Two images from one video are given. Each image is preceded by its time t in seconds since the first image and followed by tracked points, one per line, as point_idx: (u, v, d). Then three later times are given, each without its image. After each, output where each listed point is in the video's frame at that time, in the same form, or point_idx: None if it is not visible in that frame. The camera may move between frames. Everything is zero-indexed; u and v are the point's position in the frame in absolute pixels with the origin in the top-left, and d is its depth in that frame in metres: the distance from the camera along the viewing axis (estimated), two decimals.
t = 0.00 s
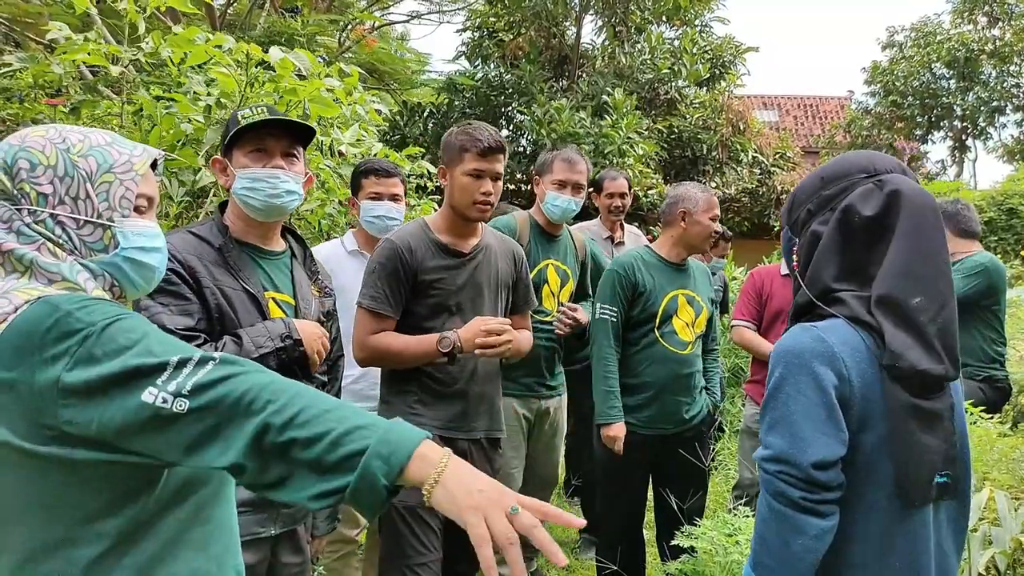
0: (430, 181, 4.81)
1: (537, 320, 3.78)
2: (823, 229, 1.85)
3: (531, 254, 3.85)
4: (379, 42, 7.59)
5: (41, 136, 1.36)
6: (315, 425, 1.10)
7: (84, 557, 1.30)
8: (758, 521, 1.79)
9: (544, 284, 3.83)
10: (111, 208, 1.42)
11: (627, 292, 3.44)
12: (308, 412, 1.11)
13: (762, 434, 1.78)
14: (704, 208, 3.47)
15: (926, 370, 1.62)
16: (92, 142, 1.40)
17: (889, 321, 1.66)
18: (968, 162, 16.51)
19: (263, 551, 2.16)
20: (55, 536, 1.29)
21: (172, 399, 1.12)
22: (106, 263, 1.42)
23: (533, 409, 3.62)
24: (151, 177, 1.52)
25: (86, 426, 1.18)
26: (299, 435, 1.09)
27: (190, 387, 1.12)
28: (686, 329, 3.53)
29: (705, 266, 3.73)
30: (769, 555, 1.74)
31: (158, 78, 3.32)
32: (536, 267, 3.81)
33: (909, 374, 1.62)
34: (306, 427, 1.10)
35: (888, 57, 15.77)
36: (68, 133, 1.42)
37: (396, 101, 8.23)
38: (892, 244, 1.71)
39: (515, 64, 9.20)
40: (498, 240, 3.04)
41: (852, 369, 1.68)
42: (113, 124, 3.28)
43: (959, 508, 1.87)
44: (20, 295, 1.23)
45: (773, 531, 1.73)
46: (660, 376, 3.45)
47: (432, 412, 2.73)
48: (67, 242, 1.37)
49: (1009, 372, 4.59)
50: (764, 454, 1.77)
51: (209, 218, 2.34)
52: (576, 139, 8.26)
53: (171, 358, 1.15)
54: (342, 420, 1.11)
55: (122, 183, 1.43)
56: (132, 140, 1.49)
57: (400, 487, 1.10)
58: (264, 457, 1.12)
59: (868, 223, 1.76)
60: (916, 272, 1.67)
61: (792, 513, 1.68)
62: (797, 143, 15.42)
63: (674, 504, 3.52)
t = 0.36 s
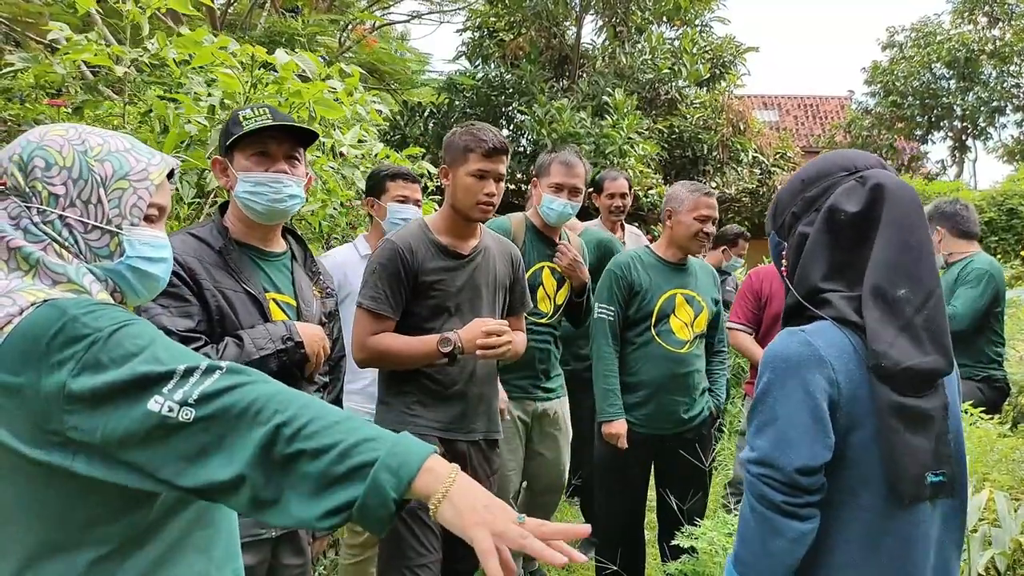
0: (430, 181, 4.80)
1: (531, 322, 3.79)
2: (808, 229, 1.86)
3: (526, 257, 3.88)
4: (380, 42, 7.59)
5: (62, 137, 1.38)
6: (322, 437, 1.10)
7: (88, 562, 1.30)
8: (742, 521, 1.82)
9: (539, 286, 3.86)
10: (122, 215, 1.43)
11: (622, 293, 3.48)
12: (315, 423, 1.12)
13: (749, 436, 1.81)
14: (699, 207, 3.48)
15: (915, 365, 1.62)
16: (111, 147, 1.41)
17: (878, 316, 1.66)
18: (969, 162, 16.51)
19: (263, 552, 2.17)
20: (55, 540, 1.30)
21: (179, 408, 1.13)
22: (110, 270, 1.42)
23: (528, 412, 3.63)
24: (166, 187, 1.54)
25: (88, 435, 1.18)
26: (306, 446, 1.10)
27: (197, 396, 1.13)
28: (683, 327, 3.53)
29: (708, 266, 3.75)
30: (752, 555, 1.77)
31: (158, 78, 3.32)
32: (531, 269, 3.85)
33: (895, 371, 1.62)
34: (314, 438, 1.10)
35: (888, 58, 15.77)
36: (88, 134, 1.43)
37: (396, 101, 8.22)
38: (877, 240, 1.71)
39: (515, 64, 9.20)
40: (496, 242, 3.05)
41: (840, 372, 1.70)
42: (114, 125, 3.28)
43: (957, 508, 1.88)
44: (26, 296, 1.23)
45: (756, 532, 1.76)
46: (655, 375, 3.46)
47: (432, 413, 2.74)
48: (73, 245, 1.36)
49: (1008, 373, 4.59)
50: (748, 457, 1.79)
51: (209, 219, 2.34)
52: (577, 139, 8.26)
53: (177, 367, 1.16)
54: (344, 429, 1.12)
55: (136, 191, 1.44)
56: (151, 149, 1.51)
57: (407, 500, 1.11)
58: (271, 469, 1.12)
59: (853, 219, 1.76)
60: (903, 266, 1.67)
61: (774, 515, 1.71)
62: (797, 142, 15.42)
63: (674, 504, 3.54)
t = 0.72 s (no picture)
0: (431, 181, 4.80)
1: (531, 322, 3.80)
2: (849, 231, 1.78)
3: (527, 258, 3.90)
4: (380, 42, 7.59)
5: (61, 135, 1.38)
6: (302, 499, 1.04)
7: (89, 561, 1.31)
8: (767, 525, 1.76)
9: (539, 287, 3.89)
10: (120, 214, 1.43)
11: (619, 291, 3.52)
12: (296, 483, 1.06)
13: (778, 442, 1.74)
14: (693, 205, 3.52)
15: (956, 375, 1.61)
16: (111, 147, 1.42)
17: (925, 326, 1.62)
18: (969, 162, 16.51)
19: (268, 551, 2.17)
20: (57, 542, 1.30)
21: (157, 444, 1.08)
22: (108, 268, 1.44)
23: (528, 411, 3.63)
24: (164, 186, 1.54)
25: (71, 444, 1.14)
26: (281, 507, 1.04)
27: (177, 434, 1.07)
28: (682, 325, 3.52)
29: (714, 266, 3.75)
30: (779, 561, 1.72)
31: (160, 78, 3.32)
32: (531, 271, 3.88)
33: (937, 380, 1.60)
34: (292, 498, 1.04)
35: (889, 58, 15.77)
36: (87, 132, 1.43)
37: (397, 101, 8.23)
38: (927, 249, 1.66)
39: (516, 64, 9.21)
40: (497, 242, 3.05)
41: (874, 378, 1.65)
42: (116, 124, 3.27)
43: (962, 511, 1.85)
44: (25, 296, 1.21)
45: (784, 538, 1.71)
46: (654, 371, 3.46)
47: (430, 412, 2.74)
48: (72, 244, 1.38)
49: (1008, 372, 4.59)
50: (778, 461, 1.73)
51: (210, 218, 2.34)
52: (578, 139, 8.27)
53: (167, 397, 1.10)
54: (325, 496, 1.06)
55: (134, 190, 1.44)
56: (150, 148, 1.51)
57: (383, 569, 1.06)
58: (242, 526, 1.06)
59: (905, 224, 1.69)
60: (954, 275, 1.63)
61: (806, 525, 1.66)
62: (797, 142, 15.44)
63: (675, 504, 3.54)
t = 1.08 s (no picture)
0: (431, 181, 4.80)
1: (531, 320, 3.80)
2: (890, 227, 1.70)
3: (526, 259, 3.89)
4: (380, 42, 7.60)
5: (75, 131, 1.36)
6: None
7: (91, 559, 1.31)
8: (767, 514, 1.70)
9: (539, 287, 3.87)
10: (142, 207, 1.44)
11: (613, 289, 3.54)
12: None
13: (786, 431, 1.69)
14: (685, 201, 3.51)
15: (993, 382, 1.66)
16: (126, 141, 1.41)
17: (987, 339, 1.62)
18: (969, 161, 16.52)
19: (269, 550, 2.18)
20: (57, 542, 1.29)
21: (27, 514, 1.11)
22: (135, 261, 1.42)
23: (527, 408, 3.67)
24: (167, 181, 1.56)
25: None
26: None
27: (41, 528, 1.12)
28: (677, 322, 3.51)
29: (714, 265, 3.71)
30: (775, 554, 1.66)
31: (160, 78, 3.31)
32: (532, 272, 3.87)
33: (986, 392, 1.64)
34: None
35: (889, 58, 15.77)
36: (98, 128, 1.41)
37: (397, 101, 8.24)
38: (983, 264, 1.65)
39: (515, 64, 9.22)
40: (495, 241, 3.05)
41: (894, 377, 1.60)
42: (116, 124, 3.27)
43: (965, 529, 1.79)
44: (42, 301, 1.22)
45: (784, 528, 1.64)
46: (650, 369, 3.46)
47: (426, 409, 2.74)
48: (103, 237, 1.36)
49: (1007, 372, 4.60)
50: (785, 451, 1.67)
51: (205, 219, 2.32)
52: (578, 139, 8.28)
53: (66, 482, 1.14)
54: None
55: (151, 184, 1.46)
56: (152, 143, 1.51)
57: None
58: None
59: (950, 227, 1.65)
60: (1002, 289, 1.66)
61: (810, 517, 1.60)
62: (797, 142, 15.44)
63: (674, 503, 3.55)
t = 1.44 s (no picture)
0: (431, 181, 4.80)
1: (542, 314, 3.80)
2: (883, 218, 1.70)
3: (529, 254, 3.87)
4: (381, 42, 7.62)
5: (80, 127, 1.35)
6: None
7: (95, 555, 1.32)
8: (790, 514, 1.62)
9: (546, 278, 3.86)
10: (146, 204, 1.43)
11: (609, 288, 3.56)
12: None
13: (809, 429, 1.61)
14: (680, 198, 3.53)
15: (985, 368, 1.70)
16: (129, 138, 1.41)
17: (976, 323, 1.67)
18: (969, 161, 16.52)
19: (270, 547, 2.19)
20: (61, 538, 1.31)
21: None
22: (138, 258, 1.41)
23: (535, 404, 3.73)
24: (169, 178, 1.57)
25: None
26: None
27: None
28: (672, 321, 3.52)
29: (713, 265, 3.72)
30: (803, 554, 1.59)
31: (161, 78, 3.32)
32: (537, 264, 3.86)
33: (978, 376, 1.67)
34: None
35: (889, 58, 15.76)
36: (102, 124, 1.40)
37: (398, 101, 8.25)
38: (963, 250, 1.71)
39: (516, 64, 9.23)
40: (492, 241, 3.06)
41: (914, 368, 1.59)
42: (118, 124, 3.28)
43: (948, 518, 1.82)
44: (31, 301, 1.22)
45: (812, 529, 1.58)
46: (645, 367, 3.47)
47: (424, 407, 2.75)
48: (109, 235, 1.36)
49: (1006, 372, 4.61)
50: (813, 448, 1.59)
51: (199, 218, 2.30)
52: (577, 139, 8.29)
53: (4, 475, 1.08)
54: None
55: (154, 180, 1.46)
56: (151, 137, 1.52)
57: None
58: None
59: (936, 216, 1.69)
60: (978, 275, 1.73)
61: (843, 515, 1.54)
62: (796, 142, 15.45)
63: (673, 502, 3.56)
